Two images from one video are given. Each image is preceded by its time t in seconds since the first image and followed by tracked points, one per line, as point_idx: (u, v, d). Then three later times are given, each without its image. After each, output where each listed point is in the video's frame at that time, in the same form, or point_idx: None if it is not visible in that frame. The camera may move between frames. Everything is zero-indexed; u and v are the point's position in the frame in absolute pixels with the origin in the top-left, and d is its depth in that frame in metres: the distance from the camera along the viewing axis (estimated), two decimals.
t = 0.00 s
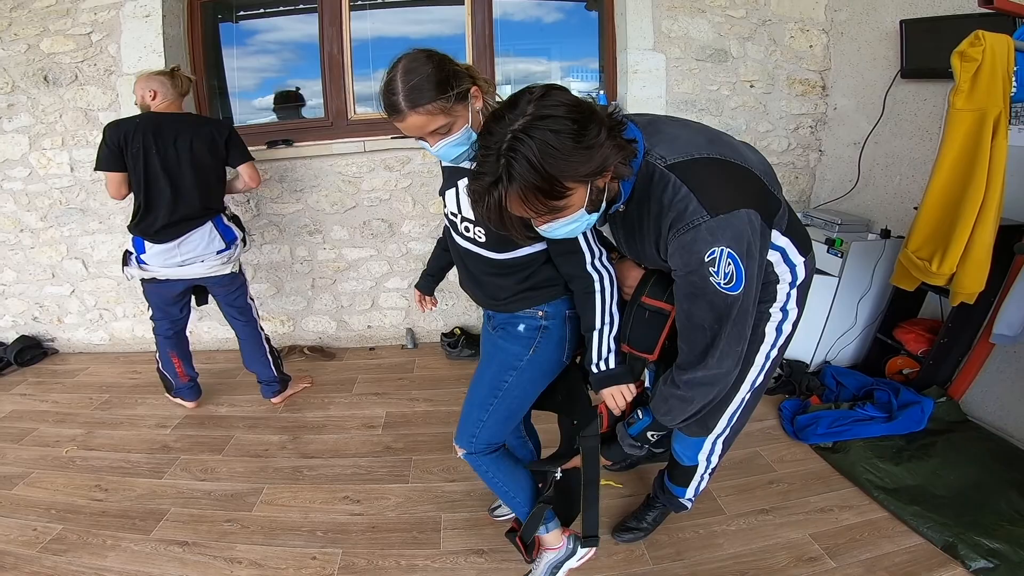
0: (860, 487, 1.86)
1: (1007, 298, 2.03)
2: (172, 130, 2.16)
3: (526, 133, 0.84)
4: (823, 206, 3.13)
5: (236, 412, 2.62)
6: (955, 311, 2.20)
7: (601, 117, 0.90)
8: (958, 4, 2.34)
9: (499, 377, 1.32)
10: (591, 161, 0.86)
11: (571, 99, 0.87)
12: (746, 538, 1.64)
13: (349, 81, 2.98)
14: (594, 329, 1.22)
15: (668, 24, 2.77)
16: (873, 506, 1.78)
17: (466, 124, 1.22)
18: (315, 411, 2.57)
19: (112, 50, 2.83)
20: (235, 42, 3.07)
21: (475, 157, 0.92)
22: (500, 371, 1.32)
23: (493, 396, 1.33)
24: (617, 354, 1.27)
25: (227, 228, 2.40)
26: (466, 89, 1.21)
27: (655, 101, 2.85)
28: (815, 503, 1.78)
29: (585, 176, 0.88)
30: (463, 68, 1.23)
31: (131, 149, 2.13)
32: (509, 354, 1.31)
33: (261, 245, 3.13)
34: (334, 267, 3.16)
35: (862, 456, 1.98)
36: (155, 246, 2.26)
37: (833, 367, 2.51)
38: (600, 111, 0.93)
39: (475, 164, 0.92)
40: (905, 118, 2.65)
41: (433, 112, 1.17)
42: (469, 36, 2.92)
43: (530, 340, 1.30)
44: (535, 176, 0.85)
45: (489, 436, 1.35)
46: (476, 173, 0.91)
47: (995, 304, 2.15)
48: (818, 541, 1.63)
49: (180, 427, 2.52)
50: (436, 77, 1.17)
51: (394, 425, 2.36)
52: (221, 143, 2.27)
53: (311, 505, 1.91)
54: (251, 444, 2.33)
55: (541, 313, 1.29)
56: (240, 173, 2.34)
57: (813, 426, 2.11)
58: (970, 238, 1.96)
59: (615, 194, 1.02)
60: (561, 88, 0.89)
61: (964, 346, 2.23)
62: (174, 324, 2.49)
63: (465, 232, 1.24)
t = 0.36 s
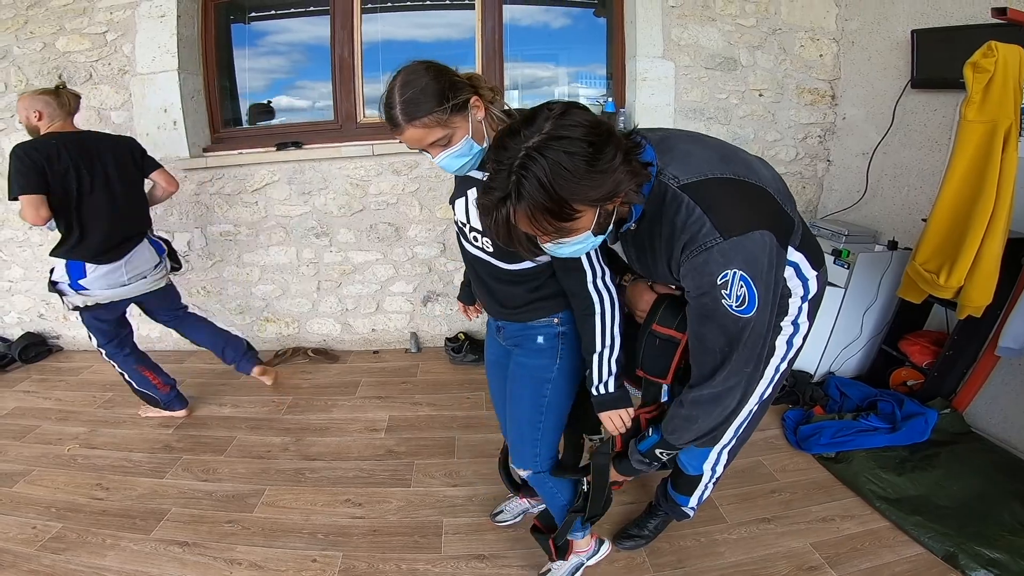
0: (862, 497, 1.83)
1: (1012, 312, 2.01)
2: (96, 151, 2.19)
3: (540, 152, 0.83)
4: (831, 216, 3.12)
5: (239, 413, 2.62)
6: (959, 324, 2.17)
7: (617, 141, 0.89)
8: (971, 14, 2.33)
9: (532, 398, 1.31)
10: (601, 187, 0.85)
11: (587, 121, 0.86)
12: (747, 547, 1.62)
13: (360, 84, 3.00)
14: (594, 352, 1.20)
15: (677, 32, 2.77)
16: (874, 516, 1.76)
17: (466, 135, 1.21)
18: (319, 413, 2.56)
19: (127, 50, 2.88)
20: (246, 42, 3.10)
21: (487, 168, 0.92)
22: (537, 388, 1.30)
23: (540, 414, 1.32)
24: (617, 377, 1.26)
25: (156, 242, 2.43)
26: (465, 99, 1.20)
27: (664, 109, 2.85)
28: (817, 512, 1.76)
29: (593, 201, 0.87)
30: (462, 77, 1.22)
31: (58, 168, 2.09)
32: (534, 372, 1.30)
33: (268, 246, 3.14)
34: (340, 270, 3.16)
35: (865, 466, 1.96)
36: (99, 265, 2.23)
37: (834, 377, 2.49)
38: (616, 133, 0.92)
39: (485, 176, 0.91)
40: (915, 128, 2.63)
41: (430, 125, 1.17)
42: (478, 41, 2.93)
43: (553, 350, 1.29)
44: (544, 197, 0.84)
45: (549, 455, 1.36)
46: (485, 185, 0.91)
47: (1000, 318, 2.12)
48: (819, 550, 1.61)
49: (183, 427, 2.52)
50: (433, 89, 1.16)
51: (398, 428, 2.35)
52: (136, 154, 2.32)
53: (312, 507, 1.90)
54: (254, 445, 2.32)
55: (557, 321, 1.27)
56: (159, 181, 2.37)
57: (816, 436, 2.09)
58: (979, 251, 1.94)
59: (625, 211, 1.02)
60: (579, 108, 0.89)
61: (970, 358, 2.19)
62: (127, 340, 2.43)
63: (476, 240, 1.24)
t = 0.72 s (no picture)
0: (864, 506, 1.81)
1: (1015, 324, 2.00)
2: None
3: (541, 187, 0.82)
4: (836, 225, 3.10)
5: (241, 417, 2.61)
6: (964, 336, 2.15)
7: (625, 178, 0.87)
8: (979, 22, 2.32)
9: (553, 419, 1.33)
10: (601, 228, 0.84)
11: (595, 156, 0.84)
12: (749, 555, 1.60)
13: (366, 89, 3.02)
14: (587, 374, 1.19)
15: (684, 40, 2.78)
16: (877, 525, 1.74)
17: (466, 156, 1.21)
18: (321, 418, 2.55)
19: (136, 53, 2.91)
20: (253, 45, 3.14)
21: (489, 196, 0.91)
22: (560, 404, 1.32)
23: (566, 426, 1.35)
24: (608, 399, 1.23)
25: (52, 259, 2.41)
26: (463, 119, 1.20)
27: (670, 116, 2.85)
28: (819, 521, 1.73)
29: (592, 240, 0.85)
30: (459, 96, 1.21)
31: None
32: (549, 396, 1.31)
33: (273, 250, 3.14)
34: (344, 275, 3.16)
35: (868, 475, 1.93)
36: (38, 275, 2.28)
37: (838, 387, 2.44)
38: (625, 168, 0.90)
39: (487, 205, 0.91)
40: (921, 137, 2.63)
41: (428, 148, 1.18)
42: (485, 46, 2.94)
43: (568, 367, 1.29)
44: (542, 234, 0.83)
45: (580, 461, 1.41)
46: (486, 214, 0.90)
47: (1006, 329, 2.09)
48: (821, 559, 1.59)
49: (185, 430, 2.52)
50: (430, 111, 1.16)
51: (400, 434, 2.33)
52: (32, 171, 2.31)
53: (312, 512, 1.88)
54: (255, 450, 2.31)
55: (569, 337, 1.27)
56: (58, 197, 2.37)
57: (820, 445, 2.05)
58: (985, 262, 1.92)
59: (630, 241, 1.01)
60: (588, 141, 0.87)
61: (974, 368, 2.15)
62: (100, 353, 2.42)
63: (479, 259, 1.22)
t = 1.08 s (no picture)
0: (871, 510, 1.79)
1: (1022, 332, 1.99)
2: None
3: (545, 193, 0.81)
4: (844, 230, 3.09)
5: (246, 420, 2.61)
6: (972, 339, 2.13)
7: (630, 183, 0.87)
8: (987, 26, 2.31)
9: (564, 428, 1.34)
10: (606, 233, 0.84)
11: (600, 160, 0.84)
12: (755, 560, 1.58)
13: (373, 92, 3.03)
14: (600, 371, 1.17)
15: (691, 43, 2.78)
16: (885, 529, 1.72)
17: (467, 162, 1.20)
18: (326, 421, 2.55)
19: (145, 54, 2.93)
20: (260, 47, 3.16)
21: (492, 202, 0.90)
22: (573, 412, 1.33)
23: (579, 432, 1.36)
24: (620, 398, 1.22)
25: None
26: (463, 125, 1.19)
27: (677, 120, 2.84)
28: (827, 525, 1.72)
29: (597, 245, 0.85)
30: (459, 101, 1.20)
31: None
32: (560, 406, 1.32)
33: (279, 252, 3.15)
34: (350, 278, 3.17)
35: (875, 480, 1.91)
36: None
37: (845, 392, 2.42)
38: (631, 173, 0.90)
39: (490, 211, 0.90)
40: (929, 141, 2.61)
41: (429, 156, 1.17)
42: (492, 49, 2.94)
43: (580, 376, 1.29)
44: (546, 241, 0.83)
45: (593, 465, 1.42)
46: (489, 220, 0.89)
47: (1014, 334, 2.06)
48: (829, 563, 1.57)
49: (191, 432, 2.52)
50: (430, 117, 1.15)
51: (405, 437, 2.33)
52: None
53: (317, 515, 1.88)
54: (261, 452, 2.31)
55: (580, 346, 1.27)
56: None
57: (826, 450, 2.03)
58: (994, 268, 1.91)
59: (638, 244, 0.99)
60: (593, 145, 0.86)
61: (981, 374, 2.12)
62: None
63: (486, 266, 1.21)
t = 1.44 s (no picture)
0: (874, 510, 1.80)
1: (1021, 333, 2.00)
2: None
3: (559, 187, 0.82)
4: (843, 230, 3.10)
5: (248, 422, 2.62)
6: (972, 339, 2.14)
7: (642, 179, 0.87)
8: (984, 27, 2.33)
9: (564, 432, 1.34)
10: (618, 228, 0.84)
11: (614, 155, 0.84)
12: (759, 559, 1.59)
13: (374, 94, 3.05)
14: (593, 367, 1.17)
15: (691, 45, 2.79)
16: (887, 529, 1.72)
17: (464, 162, 1.21)
18: (329, 423, 2.56)
19: (146, 57, 2.95)
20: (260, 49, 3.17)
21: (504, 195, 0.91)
22: (575, 418, 1.34)
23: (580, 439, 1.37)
24: (608, 399, 1.23)
25: None
26: (459, 126, 1.19)
27: (677, 122, 2.86)
28: (829, 525, 1.72)
29: (610, 240, 0.86)
30: (456, 102, 1.20)
31: None
32: (562, 409, 1.32)
33: (280, 255, 3.16)
34: (351, 281, 3.18)
35: (877, 481, 1.92)
36: None
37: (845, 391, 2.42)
38: (642, 169, 0.90)
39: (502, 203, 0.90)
40: (928, 142, 2.62)
41: (425, 156, 1.18)
42: (493, 52, 2.96)
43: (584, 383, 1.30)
44: (559, 234, 0.83)
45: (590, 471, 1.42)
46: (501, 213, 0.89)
47: (1013, 333, 2.07)
48: (832, 563, 1.58)
49: (193, 435, 2.53)
50: (425, 117, 1.16)
51: (408, 440, 2.33)
52: None
53: (321, 517, 1.89)
54: (264, 455, 2.32)
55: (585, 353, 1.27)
56: None
57: (828, 450, 2.04)
58: (994, 268, 1.91)
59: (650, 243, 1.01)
60: (606, 139, 0.86)
61: (982, 374, 2.13)
62: None
63: (488, 267, 1.22)
